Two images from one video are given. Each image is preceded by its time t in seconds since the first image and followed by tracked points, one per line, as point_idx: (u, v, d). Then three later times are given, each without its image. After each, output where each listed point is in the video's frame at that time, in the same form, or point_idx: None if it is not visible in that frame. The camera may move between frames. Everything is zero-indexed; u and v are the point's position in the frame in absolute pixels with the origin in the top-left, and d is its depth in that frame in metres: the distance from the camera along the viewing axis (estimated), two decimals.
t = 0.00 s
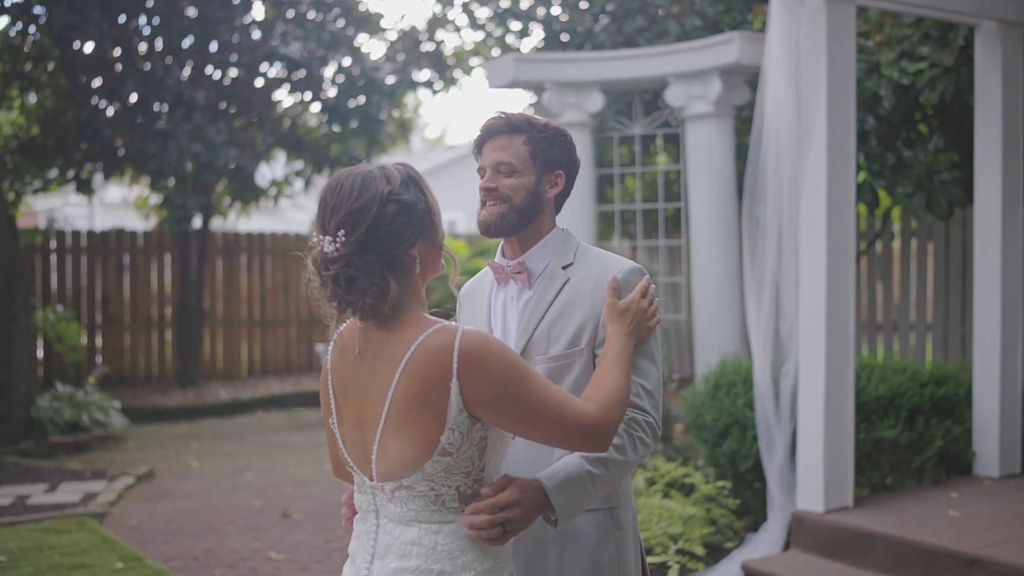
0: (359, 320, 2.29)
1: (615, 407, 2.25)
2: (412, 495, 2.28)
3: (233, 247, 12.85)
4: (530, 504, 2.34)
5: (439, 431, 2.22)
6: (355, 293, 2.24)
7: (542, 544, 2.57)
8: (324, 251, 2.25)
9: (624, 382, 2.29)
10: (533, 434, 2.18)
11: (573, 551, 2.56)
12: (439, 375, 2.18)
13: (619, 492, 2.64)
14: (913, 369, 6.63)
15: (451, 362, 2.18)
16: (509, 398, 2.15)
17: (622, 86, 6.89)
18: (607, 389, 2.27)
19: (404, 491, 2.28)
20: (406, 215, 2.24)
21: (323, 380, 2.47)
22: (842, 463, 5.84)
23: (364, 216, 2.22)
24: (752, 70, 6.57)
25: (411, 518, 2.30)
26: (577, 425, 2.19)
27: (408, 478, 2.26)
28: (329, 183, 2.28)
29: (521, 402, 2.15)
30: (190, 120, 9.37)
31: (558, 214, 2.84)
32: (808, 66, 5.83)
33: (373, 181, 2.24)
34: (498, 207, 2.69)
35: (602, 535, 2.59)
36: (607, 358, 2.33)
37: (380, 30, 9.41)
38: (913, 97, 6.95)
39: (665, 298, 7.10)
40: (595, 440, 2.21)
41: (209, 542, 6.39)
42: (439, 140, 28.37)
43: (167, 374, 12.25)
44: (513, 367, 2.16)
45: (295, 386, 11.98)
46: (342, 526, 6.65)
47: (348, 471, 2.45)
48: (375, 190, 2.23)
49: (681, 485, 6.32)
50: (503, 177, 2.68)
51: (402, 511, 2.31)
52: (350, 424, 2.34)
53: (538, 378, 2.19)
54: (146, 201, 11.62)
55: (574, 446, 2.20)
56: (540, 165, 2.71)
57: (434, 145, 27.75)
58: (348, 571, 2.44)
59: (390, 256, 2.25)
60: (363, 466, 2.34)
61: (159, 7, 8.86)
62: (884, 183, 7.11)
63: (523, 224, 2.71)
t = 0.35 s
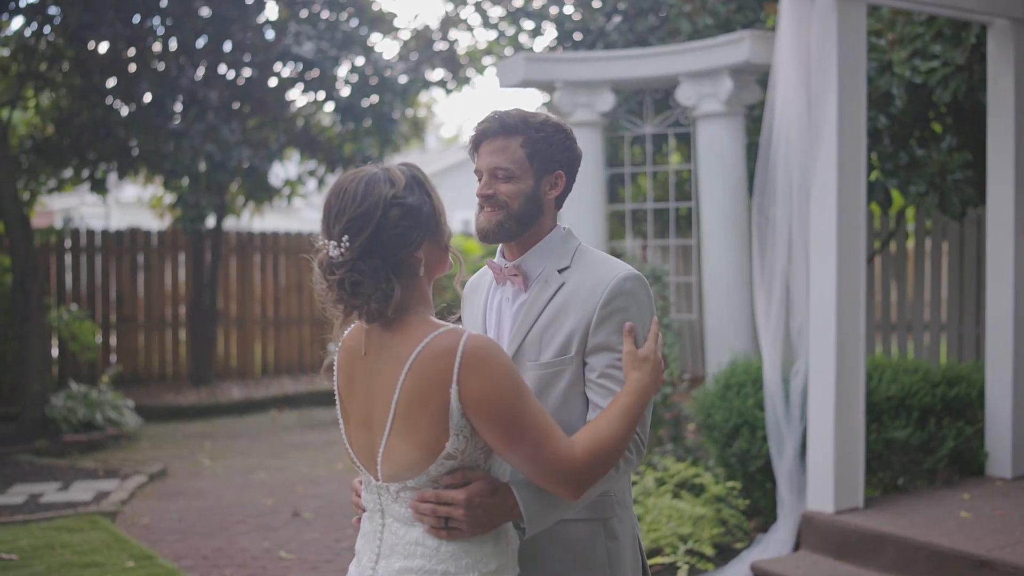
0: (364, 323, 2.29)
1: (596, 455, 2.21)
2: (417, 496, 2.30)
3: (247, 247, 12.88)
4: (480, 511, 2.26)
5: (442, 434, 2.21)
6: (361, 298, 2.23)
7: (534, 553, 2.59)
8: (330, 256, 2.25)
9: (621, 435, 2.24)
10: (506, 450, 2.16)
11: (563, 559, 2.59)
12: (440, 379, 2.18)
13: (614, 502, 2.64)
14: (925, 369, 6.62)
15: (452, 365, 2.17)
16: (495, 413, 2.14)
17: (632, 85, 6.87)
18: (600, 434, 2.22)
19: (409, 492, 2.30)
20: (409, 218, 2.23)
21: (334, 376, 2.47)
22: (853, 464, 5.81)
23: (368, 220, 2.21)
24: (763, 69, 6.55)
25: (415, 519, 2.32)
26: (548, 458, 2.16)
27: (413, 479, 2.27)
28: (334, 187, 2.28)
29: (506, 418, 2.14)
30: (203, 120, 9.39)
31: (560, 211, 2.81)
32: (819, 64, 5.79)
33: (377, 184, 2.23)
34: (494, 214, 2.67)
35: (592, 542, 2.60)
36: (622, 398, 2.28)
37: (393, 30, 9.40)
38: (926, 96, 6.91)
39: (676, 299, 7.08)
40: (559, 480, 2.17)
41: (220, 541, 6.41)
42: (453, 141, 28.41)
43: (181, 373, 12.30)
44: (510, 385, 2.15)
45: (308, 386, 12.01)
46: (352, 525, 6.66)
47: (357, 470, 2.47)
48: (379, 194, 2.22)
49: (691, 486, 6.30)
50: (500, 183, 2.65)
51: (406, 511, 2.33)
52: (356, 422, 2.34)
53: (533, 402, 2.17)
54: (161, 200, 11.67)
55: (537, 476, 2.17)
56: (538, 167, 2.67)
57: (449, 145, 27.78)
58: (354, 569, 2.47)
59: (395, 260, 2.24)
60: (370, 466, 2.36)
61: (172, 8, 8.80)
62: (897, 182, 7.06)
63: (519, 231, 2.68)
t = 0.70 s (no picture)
0: (392, 328, 2.32)
1: (588, 476, 2.18)
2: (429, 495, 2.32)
3: (261, 246, 12.92)
4: (486, 516, 2.28)
5: (454, 435, 2.23)
6: (392, 307, 2.27)
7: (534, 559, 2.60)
8: (356, 270, 2.28)
9: (617, 462, 2.19)
10: (500, 454, 2.17)
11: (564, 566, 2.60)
12: (451, 379, 2.19)
13: (615, 510, 2.64)
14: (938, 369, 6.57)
15: (463, 366, 2.18)
16: (495, 417, 2.14)
17: (642, 84, 6.84)
18: (597, 456, 2.19)
19: (421, 491, 2.32)
20: (427, 222, 2.24)
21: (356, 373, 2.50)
22: (863, 465, 5.78)
23: (387, 232, 2.23)
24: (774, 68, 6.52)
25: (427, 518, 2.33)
26: (537, 472, 2.15)
27: (426, 478, 2.29)
28: (349, 202, 2.29)
29: (504, 424, 2.13)
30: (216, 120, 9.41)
31: (563, 210, 2.78)
32: (829, 64, 5.74)
33: (391, 195, 2.24)
34: (493, 221, 2.66)
35: (590, 549, 2.61)
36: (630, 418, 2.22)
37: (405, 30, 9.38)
38: (939, 95, 6.87)
39: (687, 299, 7.06)
40: (543, 494, 2.16)
41: (229, 540, 6.43)
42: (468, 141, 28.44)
43: (195, 372, 12.34)
44: (514, 393, 2.14)
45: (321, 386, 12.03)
46: (361, 525, 6.67)
47: (372, 468, 2.49)
48: (394, 204, 2.23)
49: (701, 486, 6.28)
50: (499, 191, 2.63)
51: (417, 510, 2.35)
52: (374, 421, 2.37)
53: (536, 414, 2.16)
54: (175, 200, 11.70)
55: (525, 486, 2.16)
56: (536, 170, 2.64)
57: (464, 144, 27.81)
58: (364, 569, 2.48)
59: (420, 264, 2.27)
60: (385, 463, 2.38)
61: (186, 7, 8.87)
62: (909, 182, 7.02)
63: (519, 237, 2.67)
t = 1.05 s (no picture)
0: (408, 325, 2.37)
1: (596, 476, 2.24)
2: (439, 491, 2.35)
3: (276, 246, 12.95)
4: (497, 513, 2.32)
5: (468, 430, 2.28)
6: (407, 303, 2.32)
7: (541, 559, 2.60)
8: (373, 267, 2.33)
9: (625, 466, 2.25)
10: (510, 448, 2.22)
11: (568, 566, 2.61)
12: (468, 373, 2.25)
13: (615, 510, 2.66)
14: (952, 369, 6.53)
15: (481, 361, 2.24)
16: (510, 413, 2.20)
17: (654, 83, 6.82)
18: (606, 457, 2.25)
19: (432, 486, 2.36)
20: (443, 220, 2.29)
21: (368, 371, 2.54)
22: (875, 466, 5.74)
23: (403, 228, 2.28)
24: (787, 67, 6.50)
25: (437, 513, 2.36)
26: (547, 469, 2.21)
27: (438, 472, 2.33)
28: (367, 198, 2.34)
29: (518, 420, 2.19)
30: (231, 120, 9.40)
31: (567, 210, 2.80)
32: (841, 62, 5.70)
33: (406, 192, 2.29)
34: (494, 225, 2.69)
35: (593, 549, 2.62)
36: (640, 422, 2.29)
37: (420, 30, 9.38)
38: (954, 93, 6.83)
39: (699, 299, 7.04)
40: (551, 491, 2.22)
41: (241, 539, 6.45)
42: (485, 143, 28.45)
43: (210, 371, 12.37)
44: (531, 391, 2.21)
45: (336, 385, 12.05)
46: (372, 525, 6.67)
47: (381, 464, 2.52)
48: (409, 201, 2.28)
49: (712, 487, 6.26)
50: (498, 194, 2.66)
51: (427, 505, 2.38)
52: (387, 415, 2.42)
53: (551, 413, 2.23)
54: (190, 199, 11.73)
55: (533, 483, 2.22)
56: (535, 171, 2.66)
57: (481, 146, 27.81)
58: (369, 565, 2.50)
59: (435, 261, 2.32)
60: (395, 458, 2.42)
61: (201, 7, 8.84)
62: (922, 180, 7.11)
63: (520, 239, 2.70)
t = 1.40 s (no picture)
0: (412, 320, 2.39)
1: (594, 470, 2.24)
2: (440, 484, 2.37)
3: (293, 245, 12.99)
4: (498, 505, 2.34)
5: (471, 423, 2.30)
6: (411, 298, 2.34)
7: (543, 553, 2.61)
8: (376, 261, 2.34)
9: (625, 461, 2.26)
10: (510, 440, 2.23)
11: (569, 563, 2.60)
12: (470, 366, 2.26)
13: (617, 505, 2.65)
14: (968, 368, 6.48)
15: (484, 354, 2.25)
16: (511, 405, 2.21)
17: (668, 81, 6.80)
18: (606, 451, 2.25)
19: (433, 479, 2.38)
20: (447, 215, 2.30)
21: (375, 366, 2.57)
22: (887, 465, 5.70)
23: (406, 223, 2.29)
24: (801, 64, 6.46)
25: (439, 506, 2.38)
26: (546, 461, 2.22)
27: (440, 465, 2.35)
28: (370, 193, 2.35)
29: (519, 412, 2.21)
30: (247, 121, 9.25)
31: (571, 207, 2.82)
32: (854, 60, 5.65)
33: (411, 186, 2.30)
34: (499, 219, 2.72)
35: (594, 545, 2.62)
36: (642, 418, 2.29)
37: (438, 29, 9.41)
38: (970, 90, 6.79)
39: (712, 297, 7.02)
40: (549, 483, 2.23)
41: (255, 536, 6.47)
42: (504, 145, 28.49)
43: (228, 370, 12.41)
44: (532, 383, 2.22)
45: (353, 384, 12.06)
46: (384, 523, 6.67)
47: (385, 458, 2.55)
48: (413, 196, 2.29)
49: (725, 486, 6.23)
50: (502, 189, 2.69)
51: (429, 498, 2.40)
52: (392, 408, 2.44)
53: (553, 406, 2.24)
54: (208, 199, 11.77)
55: (532, 475, 2.24)
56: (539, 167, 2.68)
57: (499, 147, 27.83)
58: (372, 558, 2.53)
59: (439, 256, 2.33)
60: (400, 451, 2.44)
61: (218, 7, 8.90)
62: (939, 178, 7.07)
63: (524, 234, 2.72)
